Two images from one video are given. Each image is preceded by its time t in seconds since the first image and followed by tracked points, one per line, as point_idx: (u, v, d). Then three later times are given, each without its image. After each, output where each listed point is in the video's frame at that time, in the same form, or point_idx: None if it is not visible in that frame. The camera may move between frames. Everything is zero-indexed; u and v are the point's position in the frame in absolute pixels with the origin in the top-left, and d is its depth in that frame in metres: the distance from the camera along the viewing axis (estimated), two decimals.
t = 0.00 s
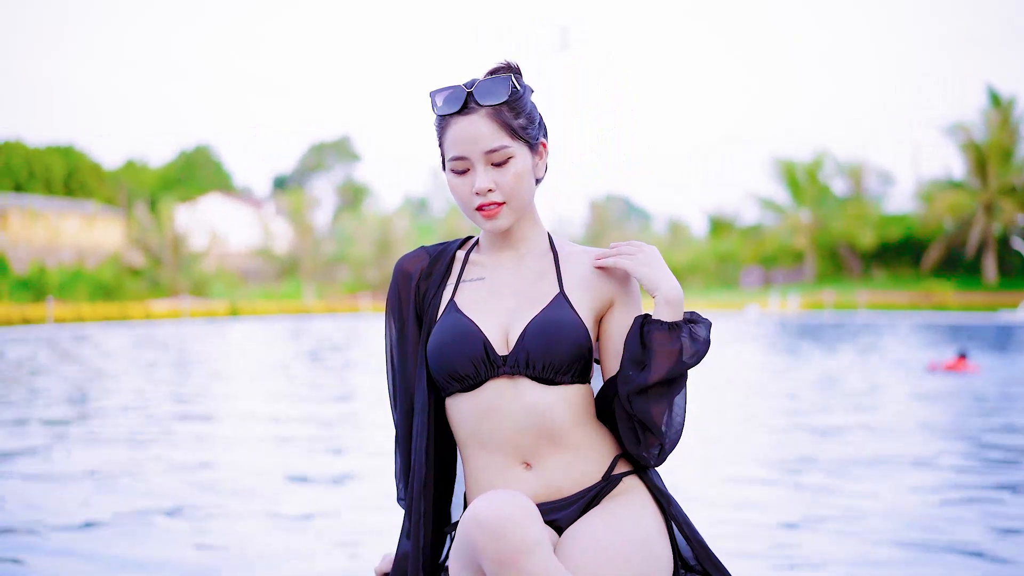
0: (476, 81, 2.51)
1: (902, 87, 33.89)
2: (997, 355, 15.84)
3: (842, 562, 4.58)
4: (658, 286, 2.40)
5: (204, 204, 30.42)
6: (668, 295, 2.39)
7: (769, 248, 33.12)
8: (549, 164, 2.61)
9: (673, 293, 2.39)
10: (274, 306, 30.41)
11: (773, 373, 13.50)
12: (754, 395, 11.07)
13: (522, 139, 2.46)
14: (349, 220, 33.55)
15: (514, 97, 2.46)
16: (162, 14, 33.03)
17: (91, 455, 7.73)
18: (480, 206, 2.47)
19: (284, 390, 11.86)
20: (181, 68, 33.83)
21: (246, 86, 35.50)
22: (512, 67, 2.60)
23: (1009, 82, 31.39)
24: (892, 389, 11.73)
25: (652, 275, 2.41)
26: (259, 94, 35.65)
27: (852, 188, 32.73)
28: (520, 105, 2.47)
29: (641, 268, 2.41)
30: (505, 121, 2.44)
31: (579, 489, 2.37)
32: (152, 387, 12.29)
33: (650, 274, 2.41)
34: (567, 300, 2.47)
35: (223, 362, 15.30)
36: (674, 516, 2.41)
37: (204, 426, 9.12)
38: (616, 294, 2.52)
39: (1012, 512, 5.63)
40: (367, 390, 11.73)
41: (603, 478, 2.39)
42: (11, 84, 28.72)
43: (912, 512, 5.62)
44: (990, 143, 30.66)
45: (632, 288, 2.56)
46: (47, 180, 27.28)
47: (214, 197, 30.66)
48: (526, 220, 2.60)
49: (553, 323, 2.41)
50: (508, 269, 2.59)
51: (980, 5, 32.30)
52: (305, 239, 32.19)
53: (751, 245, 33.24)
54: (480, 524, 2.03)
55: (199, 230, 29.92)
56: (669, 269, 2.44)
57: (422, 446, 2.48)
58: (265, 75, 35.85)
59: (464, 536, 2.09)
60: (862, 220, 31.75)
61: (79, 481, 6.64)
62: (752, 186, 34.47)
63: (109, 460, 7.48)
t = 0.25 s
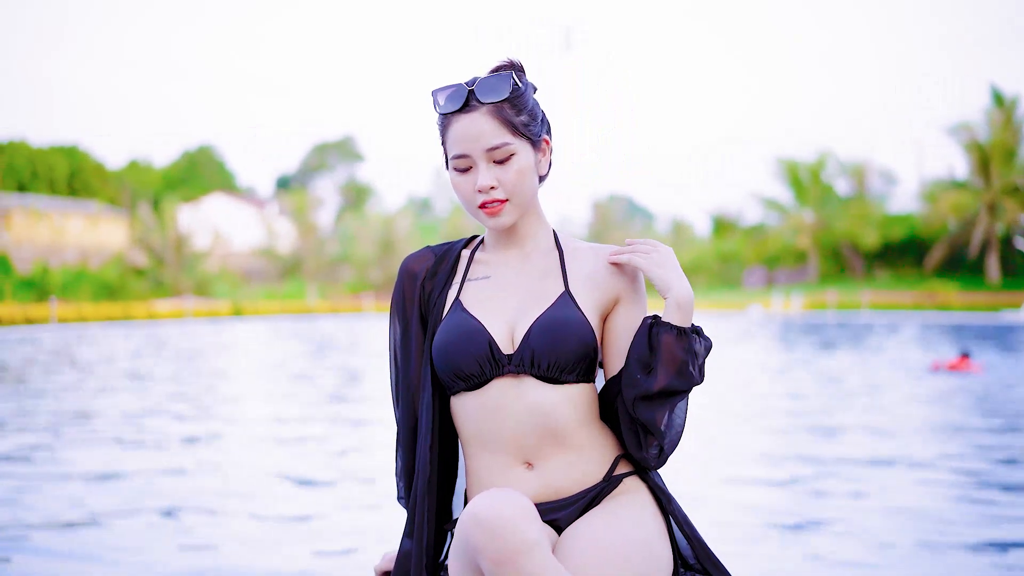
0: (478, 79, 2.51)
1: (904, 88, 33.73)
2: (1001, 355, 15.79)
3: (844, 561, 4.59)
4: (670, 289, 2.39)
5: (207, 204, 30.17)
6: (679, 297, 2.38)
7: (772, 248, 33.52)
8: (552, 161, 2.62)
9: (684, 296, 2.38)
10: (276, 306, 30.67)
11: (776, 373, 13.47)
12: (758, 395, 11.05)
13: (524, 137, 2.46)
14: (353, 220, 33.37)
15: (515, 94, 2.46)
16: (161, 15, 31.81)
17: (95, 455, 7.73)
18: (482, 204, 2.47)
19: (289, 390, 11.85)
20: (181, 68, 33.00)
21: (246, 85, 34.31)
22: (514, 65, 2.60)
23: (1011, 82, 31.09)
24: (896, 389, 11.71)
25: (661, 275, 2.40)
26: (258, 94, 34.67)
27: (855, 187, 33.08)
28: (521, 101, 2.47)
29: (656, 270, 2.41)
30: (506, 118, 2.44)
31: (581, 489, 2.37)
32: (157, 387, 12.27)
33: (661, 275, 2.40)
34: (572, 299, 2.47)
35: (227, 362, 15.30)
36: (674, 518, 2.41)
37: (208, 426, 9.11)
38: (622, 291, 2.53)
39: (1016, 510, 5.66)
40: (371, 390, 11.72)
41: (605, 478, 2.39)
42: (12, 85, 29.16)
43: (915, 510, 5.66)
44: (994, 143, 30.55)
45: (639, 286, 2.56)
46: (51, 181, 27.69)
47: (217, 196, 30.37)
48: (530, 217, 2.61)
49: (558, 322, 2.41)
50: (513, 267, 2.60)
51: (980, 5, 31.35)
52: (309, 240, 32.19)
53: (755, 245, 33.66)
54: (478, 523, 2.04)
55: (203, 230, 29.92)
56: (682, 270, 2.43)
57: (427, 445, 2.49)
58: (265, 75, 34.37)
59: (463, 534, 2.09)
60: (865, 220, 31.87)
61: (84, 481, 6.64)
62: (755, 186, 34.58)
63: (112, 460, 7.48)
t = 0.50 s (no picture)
0: (481, 78, 2.52)
1: (902, 87, 34.05)
2: (1003, 355, 15.80)
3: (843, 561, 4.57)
4: (684, 292, 2.38)
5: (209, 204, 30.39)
6: (691, 303, 2.37)
7: (775, 249, 33.47)
8: (557, 160, 2.62)
9: (697, 302, 2.37)
10: (278, 305, 30.65)
11: (779, 373, 13.48)
12: (760, 395, 11.07)
13: (528, 134, 2.46)
14: (355, 221, 33.18)
15: (519, 91, 2.47)
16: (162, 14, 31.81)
17: (97, 455, 7.73)
18: (487, 202, 2.47)
19: (292, 389, 11.85)
20: (181, 68, 32.76)
21: (247, 85, 34.62)
22: (519, 63, 2.60)
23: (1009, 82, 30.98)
24: (898, 389, 11.71)
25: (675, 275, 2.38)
26: (259, 94, 34.88)
27: (858, 188, 32.94)
28: (525, 99, 2.48)
29: (671, 266, 2.39)
30: (510, 116, 2.44)
31: (583, 490, 2.37)
32: (158, 387, 12.25)
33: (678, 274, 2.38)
34: (577, 298, 2.47)
35: (231, 362, 15.32)
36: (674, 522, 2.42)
37: (212, 426, 9.12)
38: (627, 288, 2.52)
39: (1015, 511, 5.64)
40: (375, 390, 11.73)
41: (607, 480, 2.39)
42: (12, 85, 29.11)
43: (914, 511, 5.65)
44: (996, 143, 30.09)
45: (645, 283, 2.55)
46: (53, 180, 27.82)
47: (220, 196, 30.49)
48: (534, 216, 2.61)
49: (563, 322, 2.41)
50: (520, 265, 2.60)
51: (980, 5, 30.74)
52: (311, 240, 32.24)
53: (756, 245, 33.68)
54: (477, 521, 2.04)
55: (205, 230, 30.13)
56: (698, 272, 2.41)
57: (431, 445, 2.50)
58: (266, 75, 34.37)
59: (460, 533, 2.09)
60: (866, 220, 31.85)
61: (85, 482, 6.63)
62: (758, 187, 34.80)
63: (116, 460, 7.48)
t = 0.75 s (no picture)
0: (487, 76, 2.52)
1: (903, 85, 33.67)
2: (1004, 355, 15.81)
3: (843, 561, 4.56)
4: (699, 301, 2.34)
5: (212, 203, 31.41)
6: (704, 313, 2.35)
7: (778, 248, 32.90)
8: (563, 159, 2.62)
9: (710, 311, 2.34)
10: (282, 305, 29.92)
11: (781, 373, 13.50)
12: (763, 395, 11.08)
13: (534, 132, 2.46)
14: (358, 221, 33.37)
15: (526, 89, 2.47)
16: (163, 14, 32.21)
17: (102, 454, 7.76)
18: (492, 199, 2.47)
19: (296, 390, 11.88)
20: (181, 68, 33.23)
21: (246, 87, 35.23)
22: (526, 61, 2.60)
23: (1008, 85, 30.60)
24: (901, 389, 11.72)
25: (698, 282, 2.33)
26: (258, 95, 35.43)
27: (860, 187, 32.83)
28: (531, 97, 2.48)
29: (694, 272, 2.33)
30: (516, 113, 2.44)
31: (585, 492, 2.37)
32: (163, 387, 12.28)
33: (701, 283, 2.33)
34: (582, 298, 2.47)
35: (235, 361, 15.37)
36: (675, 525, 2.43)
37: (217, 425, 9.15)
38: (632, 286, 2.52)
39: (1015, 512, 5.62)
40: (379, 390, 11.74)
41: (610, 481, 2.39)
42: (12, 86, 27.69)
43: (913, 511, 5.64)
44: (999, 143, 29.71)
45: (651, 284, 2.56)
46: (56, 181, 27.92)
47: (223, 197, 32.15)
48: (539, 214, 2.61)
49: (568, 322, 2.41)
50: (527, 264, 2.61)
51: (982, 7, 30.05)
52: (314, 240, 32.36)
53: (760, 245, 33.27)
54: (477, 520, 2.04)
55: (208, 229, 30.22)
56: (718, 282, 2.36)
57: (436, 445, 2.50)
58: (261, 75, 35.36)
59: (460, 531, 2.10)
60: (868, 221, 31.49)
61: (89, 482, 6.65)
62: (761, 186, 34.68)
63: (121, 460, 7.50)
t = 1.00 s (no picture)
0: (494, 73, 2.53)
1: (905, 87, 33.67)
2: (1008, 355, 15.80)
3: (844, 562, 4.56)
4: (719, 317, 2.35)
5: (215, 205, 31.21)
6: (719, 329, 2.36)
7: (781, 248, 32.85)
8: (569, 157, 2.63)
9: (723, 330, 2.36)
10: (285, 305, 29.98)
11: (785, 373, 13.49)
12: (766, 395, 11.07)
13: (541, 129, 2.47)
14: (361, 221, 33.30)
15: (533, 87, 2.48)
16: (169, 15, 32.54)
17: (106, 454, 7.77)
18: (498, 197, 2.49)
19: (299, 390, 11.87)
20: (182, 69, 33.43)
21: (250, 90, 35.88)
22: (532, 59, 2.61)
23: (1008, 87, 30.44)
24: (904, 389, 11.71)
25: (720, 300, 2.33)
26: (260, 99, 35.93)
27: (864, 187, 32.58)
28: (539, 94, 2.49)
29: (720, 289, 2.31)
30: (523, 111, 2.46)
31: (586, 492, 2.38)
32: (167, 387, 12.29)
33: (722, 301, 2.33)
34: (588, 297, 2.47)
35: (238, 361, 15.38)
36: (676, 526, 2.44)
37: (221, 425, 9.17)
38: (637, 283, 2.52)
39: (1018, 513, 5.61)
40: (383, 390, 11.74)
41: (612, 481, 2.41)
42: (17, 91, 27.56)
43: (914, 512, 5.64)
44: (1003, 143, 29.65)
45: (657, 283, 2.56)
46: (61, 180, 27.45)
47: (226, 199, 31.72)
48: (545, 211, 2.62)
49: (573, 321, 2.41)
50: (532, 262, 2.62)
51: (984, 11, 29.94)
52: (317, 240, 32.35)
53: (763, 245, 33.24)
54: (478, 518, 2.05)
55: (211, 230, 30.18)
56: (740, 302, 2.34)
57: (440, 445, 2.51)
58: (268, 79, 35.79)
59: (461, 530, 2.11)
60: (872, 221, 31.31)
61: (93, 482, 6.67)
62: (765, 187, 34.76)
63: (126, 459, 7.52)
